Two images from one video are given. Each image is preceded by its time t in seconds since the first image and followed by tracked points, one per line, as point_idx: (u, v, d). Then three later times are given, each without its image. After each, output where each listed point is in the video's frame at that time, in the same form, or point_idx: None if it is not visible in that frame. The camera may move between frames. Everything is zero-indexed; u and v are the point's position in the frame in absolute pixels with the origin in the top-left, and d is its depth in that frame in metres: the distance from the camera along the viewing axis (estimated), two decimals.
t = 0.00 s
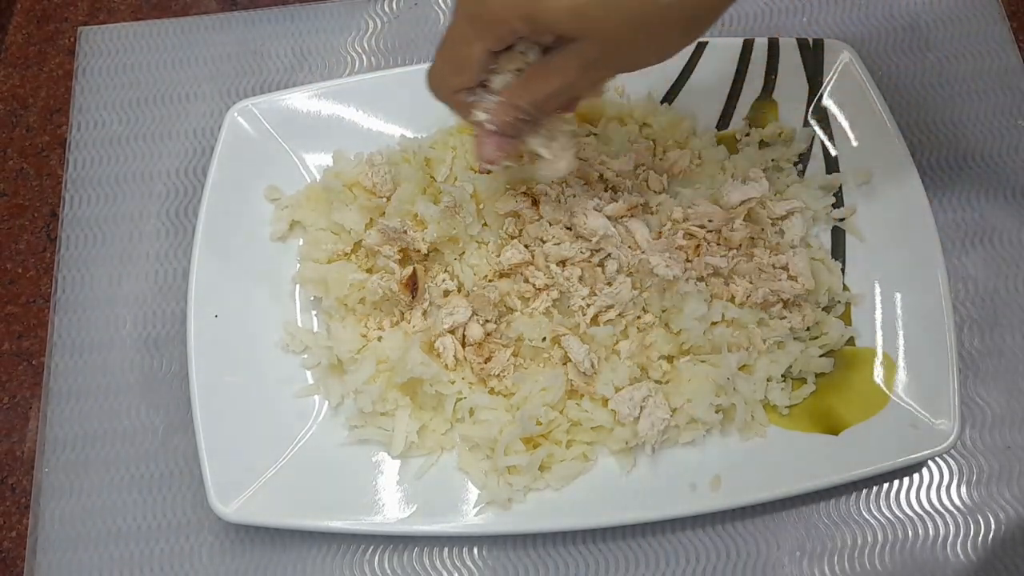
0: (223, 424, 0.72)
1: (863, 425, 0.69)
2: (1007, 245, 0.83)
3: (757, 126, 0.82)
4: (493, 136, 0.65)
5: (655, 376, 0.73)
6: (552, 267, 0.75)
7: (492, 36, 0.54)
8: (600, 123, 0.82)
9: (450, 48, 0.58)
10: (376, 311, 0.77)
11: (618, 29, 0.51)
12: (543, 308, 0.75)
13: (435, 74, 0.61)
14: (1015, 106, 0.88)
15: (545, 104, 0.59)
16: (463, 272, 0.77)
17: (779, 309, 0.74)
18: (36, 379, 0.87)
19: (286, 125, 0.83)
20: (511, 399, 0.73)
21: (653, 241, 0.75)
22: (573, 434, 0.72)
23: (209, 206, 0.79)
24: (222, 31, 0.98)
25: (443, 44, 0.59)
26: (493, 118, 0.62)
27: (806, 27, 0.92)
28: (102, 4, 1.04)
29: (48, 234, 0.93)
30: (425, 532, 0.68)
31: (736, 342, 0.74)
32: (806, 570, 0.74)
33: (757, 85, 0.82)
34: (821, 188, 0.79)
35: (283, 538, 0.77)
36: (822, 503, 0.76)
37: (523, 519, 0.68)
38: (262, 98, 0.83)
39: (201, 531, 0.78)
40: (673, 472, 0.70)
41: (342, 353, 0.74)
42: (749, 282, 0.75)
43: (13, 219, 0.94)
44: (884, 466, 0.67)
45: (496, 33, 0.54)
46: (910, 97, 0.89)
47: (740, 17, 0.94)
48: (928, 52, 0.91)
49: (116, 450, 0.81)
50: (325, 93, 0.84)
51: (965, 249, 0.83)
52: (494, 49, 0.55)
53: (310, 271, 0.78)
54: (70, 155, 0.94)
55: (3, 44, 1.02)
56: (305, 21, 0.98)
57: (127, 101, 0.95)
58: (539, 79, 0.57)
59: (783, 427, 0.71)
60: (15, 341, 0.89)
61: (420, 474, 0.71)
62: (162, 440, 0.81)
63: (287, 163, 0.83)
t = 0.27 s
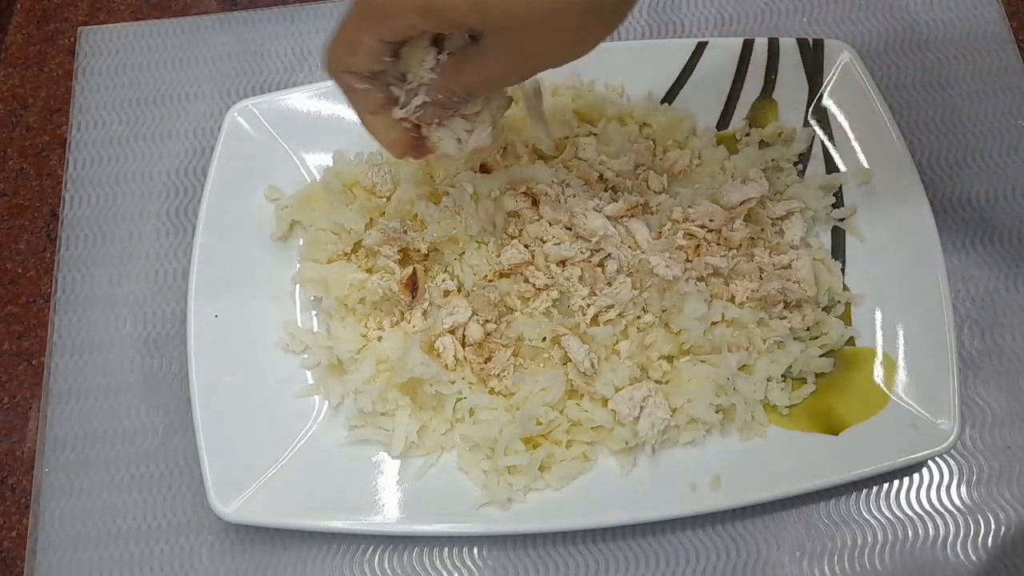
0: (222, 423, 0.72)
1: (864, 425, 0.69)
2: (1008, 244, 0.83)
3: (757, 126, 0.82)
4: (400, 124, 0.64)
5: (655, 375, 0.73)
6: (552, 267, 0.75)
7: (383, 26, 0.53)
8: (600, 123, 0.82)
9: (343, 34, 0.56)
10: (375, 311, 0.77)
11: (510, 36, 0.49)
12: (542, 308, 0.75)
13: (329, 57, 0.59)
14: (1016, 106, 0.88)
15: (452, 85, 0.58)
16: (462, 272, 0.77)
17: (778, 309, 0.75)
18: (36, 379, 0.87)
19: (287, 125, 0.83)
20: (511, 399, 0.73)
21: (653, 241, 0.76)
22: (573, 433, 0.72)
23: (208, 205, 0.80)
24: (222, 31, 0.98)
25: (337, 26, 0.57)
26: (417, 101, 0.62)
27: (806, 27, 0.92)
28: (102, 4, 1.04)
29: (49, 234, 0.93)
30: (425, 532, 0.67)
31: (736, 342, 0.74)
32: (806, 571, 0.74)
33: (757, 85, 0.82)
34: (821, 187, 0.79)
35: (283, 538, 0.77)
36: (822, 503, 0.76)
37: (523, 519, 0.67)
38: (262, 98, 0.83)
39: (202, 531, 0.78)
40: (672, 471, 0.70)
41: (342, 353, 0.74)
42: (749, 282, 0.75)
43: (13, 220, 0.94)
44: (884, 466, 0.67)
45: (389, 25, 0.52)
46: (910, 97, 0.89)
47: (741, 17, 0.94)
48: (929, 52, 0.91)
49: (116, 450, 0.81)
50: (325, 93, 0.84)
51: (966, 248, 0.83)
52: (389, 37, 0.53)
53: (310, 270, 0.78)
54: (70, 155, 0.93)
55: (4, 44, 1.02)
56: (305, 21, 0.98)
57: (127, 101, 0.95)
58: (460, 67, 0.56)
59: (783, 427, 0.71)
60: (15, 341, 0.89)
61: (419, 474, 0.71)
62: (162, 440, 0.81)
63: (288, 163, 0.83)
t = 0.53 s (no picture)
0: (222, 424, 0.72)
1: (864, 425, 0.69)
2: (1008, 244, 0.83)
3: (757, 126, 0.82)
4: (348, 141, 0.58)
5: (655, 375, 0.73)
6: (552, 267, 0.76)
7: (323, 41, 0.50)
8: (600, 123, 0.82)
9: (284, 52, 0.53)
10: (375, 311, 0.77)
11: (444, 57, 0.48)
12: (542, 308, 0.75)
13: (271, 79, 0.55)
14: (1016, 106, 0.88)
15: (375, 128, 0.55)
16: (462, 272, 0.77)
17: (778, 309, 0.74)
18: (36, 379, 0.87)
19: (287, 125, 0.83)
20: (511, 399, 0.73)
21: (653, 241, 0.76)
22: (573, 433, 0.72)
23: (208, 205, 0.80)
24: (222, 31, 0.98)
25: (280, 48, 0.54)
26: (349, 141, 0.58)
27: (806, 27, 0.92)
28: (102, 4, 1.04)
29: (49, 234, 0.93)
30: (424, 532, 0.67)
31: (736, 342, 0.74)
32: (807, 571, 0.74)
33: (757, 85, 0.82)
34: (821, 187, 0.79)
35: (283, 538, 0.77)
36: (823, 503, 0.76)
37: (523, 519, 0.67)
38: (262, 98, 0.83)
39: (202, 531, 0.78)
40: (672, 471, 0.70)
41: (342, 353, 0.74)
42: (750, 282, 0.75)
43: (13, 219, 0.94)
44: (884, 466, 0.67)
45: (331, 41, 0.50)
46: (910, 97, 0.89)
47: (741, 17, 0.94)
48: (929, 51, 0.91)
49: (115, 450, 0.81)
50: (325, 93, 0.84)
51: (966, 248, 0.83)
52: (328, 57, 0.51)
53: (310, 271, 0.78)
54: (70, 155, 0.93)
55: (4, 44, 1.02)
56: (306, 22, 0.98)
57: (127, 101, 0.95)
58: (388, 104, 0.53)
59: (783, 427, 0.71)
60: (15, 341, 0.89)
61: (419, 474, 0.71)
62: (162, 440, 0.81)
63: (288, 163, 0.83)
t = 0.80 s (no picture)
0: (222, 424, 0.72)
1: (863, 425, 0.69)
2: (1008, 244, 0.83)
3: (757, 126, 0.82)
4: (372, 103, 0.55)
5: (655, 375, 0.73)
6: (551, 267, 0.76)
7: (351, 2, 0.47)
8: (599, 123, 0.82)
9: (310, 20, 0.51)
10: (375, 311, 0.77)
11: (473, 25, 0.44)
12: (542, 308, 0.75)
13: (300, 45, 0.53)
14: (1016, 106, 0.88)
15: (393, 92, 0.52)
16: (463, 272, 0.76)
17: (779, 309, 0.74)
18: (36, 379, 0.87)
19: (287, 125, 0.83)
20: (511, 399, 0.73)
21: (653, 241, 0.76)
22: (573, 434, 0.72)
23: (208, 205, 0.79)
24: (222, 31, 0.98)
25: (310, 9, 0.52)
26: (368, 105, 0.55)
27: (806, 27, 0.92)
28: (102, 4, 1.04)
29: (49, 234, 0.93)
30: (425, 532, 0.67)
31: (736, 342, 0.74)
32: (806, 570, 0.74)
33: (757, 85, 0.82)
34: (821, 188, 0.79)
35: (284, 538, 0.77)
36: (823, 503, 0.76)
37: (523, 519, 0.67)
38: (262, 98, 0.83)
39: (202, 531, 0.78)
40: (672, 471, 0.70)
41: (342, 353, 0.74)
42: (750, 282, 0.75)
43: (13, 219, 0.94)
44: (883, 466, 0.67)
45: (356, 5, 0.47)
46: (910, 97, 0.89)
47: (741, 18, 0.94)
48: (929, 51, 0.91)
49: (115, 450, 0.81)
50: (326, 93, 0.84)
51: (966, 248, 0.83)
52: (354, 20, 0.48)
53: (310, 271, 0.78)
54: (70, 155, 0.93)
55: (4, 44, 1.02)
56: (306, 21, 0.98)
57: (127, 101, 0.95)
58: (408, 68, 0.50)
59: (783, 427, 0.71)
60: (15, 341, 0.89)
61: (419, 474, 0.71)
62: (162, 440, 0.81)
63: (288, 163, 0.83)
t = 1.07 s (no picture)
0: (222, 424, 0.72)
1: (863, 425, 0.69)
2: (1007, 245, 0.83)
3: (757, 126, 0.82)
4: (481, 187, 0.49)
5: (655, 375, 0.73)
6: (552, 267, 0.76)
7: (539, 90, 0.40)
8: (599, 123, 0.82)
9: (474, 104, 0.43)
10: (376, 311, 0.77)
11: (668, 80, 0.39)
12: (542, 309, 0.75)
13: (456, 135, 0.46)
14: (1016, 106, 0.88)
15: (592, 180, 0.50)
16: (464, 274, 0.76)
17: (778, 309, 0.75)
18: (36, 379, 0.87)
19: (287, 126, 0.83)
20: (511, 399, 0.73)
21: (653, 242, 0.77)
22: (573, 433, 0.72)
23: (208, 205, 0.80)
24: (222, 31, 0.98)
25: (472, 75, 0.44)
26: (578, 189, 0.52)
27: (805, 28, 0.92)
28: (103, 5, 1.03)
29: (49, 234, 0.93)
30: (424, 532, 0.68)
31: (735, 342, 0.74)
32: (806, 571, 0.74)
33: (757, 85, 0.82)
34: (822, 187, 0.79)
35: (283, 538, 0.77)
36: (822, 503, 0.76)
37: (523, 520, 0.68)
38: (262, 98, 0.83)
39: (201, 531, 0.78)
40: (674, 472, 0.70)
41: (342, 353, 0.74)
42: (749, 283, 0.75)
43: (13, 219, 0.94)
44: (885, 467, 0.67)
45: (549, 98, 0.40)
46: (911, 98, 0.89)
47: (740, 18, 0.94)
48: (928, 52, 0.91)
49: (115, 450, 0.81)
50: (326, 93, 0.84)
51: (965, 249, 0.83)
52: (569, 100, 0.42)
53: (310, 270, 0.77)
54: (70, 155, 0.94)
55: (4, 44, 1.02)
56: (306, 21, 0.98)
57: (126, 101, 0.95)
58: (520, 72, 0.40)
59: (784, 427, 0.71)
60: (15, 341, 0.89)
61: (419, 474, 0.71)
62: (162, 441, 0.81)
63: (288, 163, 0.83)
